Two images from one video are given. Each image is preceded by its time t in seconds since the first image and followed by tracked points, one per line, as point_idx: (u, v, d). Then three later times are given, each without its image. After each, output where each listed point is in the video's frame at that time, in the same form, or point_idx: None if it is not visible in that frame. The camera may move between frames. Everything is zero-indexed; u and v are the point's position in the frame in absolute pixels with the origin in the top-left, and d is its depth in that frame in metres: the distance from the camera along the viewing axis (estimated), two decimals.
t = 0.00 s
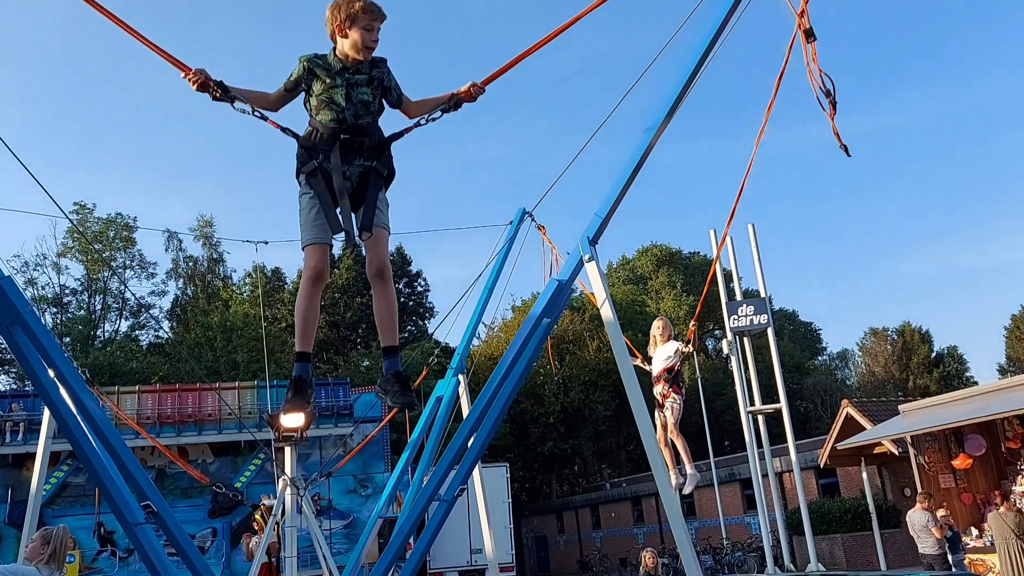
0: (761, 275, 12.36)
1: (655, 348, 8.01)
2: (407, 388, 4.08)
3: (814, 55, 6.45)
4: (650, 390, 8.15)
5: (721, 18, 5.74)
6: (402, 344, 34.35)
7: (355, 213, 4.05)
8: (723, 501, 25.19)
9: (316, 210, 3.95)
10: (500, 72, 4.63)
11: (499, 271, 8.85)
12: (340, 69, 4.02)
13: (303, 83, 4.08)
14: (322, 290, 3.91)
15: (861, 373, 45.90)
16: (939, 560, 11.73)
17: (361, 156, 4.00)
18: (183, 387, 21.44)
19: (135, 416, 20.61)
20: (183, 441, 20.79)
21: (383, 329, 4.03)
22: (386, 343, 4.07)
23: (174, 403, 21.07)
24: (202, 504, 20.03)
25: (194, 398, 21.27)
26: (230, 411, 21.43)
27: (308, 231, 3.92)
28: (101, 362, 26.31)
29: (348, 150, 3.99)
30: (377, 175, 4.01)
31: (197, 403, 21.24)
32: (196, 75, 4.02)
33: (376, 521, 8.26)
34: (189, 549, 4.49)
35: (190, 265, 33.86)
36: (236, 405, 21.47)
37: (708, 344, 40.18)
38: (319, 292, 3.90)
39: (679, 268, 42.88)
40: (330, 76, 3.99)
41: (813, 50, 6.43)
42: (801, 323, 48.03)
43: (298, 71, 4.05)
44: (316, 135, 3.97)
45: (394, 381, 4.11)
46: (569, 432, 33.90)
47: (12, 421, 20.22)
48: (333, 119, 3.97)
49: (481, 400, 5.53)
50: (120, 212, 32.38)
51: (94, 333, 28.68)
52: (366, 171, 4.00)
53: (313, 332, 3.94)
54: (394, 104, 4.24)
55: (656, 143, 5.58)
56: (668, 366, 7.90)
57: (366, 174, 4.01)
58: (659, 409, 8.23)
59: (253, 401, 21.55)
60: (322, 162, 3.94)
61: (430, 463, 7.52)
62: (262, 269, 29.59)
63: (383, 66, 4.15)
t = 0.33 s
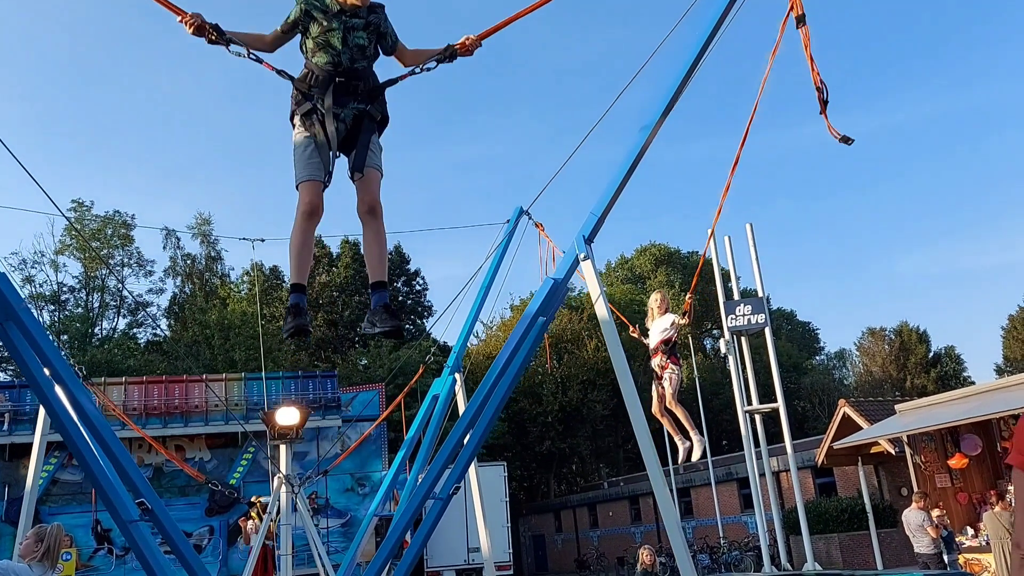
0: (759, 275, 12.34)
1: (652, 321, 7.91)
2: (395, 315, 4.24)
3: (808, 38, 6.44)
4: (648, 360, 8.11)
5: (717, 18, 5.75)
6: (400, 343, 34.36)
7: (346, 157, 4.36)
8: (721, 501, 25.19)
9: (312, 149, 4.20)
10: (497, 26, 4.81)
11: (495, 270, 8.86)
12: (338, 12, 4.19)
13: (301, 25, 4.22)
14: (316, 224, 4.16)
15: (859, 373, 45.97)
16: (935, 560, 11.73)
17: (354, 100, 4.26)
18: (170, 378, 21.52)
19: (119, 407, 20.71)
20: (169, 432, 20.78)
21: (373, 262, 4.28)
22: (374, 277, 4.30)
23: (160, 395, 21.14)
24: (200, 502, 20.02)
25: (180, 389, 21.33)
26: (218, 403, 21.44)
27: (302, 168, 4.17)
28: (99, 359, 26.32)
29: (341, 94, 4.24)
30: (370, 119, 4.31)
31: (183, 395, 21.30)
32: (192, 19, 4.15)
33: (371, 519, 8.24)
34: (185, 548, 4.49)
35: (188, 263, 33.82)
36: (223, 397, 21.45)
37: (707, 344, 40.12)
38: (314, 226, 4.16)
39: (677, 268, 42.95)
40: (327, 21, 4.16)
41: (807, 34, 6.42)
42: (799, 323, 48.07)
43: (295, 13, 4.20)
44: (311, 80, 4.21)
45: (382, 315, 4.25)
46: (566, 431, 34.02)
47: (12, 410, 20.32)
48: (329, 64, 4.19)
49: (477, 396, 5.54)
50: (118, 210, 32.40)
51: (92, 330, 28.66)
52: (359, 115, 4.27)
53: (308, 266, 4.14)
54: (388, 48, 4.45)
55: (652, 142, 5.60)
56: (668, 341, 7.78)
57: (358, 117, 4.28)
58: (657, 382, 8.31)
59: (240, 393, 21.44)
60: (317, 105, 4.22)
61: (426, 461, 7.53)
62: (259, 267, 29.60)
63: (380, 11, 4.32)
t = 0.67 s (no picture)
0: (756, 276, 12.36)
1: (650, 298, 7.79)
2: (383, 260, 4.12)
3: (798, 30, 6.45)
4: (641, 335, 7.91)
5: (712, 17, 5.76)
6: (397, 341, 34.38)
7: (339, 112, 4.29)
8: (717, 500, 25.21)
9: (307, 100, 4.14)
10: None
11: (492, 269, 8.85)
12: None
13: None
14: (311, 171, 4.15)
15: (856, 373, 46.03)
16: (930, 560, 11.75)
17: (349, 54, 4.20)
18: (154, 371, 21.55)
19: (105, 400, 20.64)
20: (152, 425, 20.76)
21: (363, 209, 4.18)
22: (364, 224, 4.16)
23: (145, 387, 21.13)
24: (194, 500, 19.91)
25: (165, 382, 21.36)
26: (202, 396, 21.48)
27: (297, 119, 4.17)
28: (95, 357, 26.30)
29: (336, 47, 4.18)
30: (364, 74, 4.24)
31: (168, 387, 21.32)
32: None
33: (365, 517, 8.24)
34: (178, 545, 4.47)
35: (185, 261, 33.78)
36: (207, 390, 21.51)
37: (704, 343, 40.18)
38: (308, 174, 4.14)
39: (675, 267, 43.02)
40: None
41: (798, 29, 6.43)
42: (797, 323, 48.13)
43: None
44: (306, 31, 4.13)
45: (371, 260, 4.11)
46: (564, 429, 34.09)
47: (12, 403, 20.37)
48: (325, 15, 4.11)
49: (473, 394, 5.54)
50: (115, 207, 32.40)
51: (88, 328, 28.64)
52: (353, 69, 4.22)
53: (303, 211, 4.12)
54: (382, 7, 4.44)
55: (648, 140, 5.60)
56: (658, 317, 7.57)
57: (353, 72, 4.22)
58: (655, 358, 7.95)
59: (225, 386, 21.47)
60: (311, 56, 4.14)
61: (420, 460, 7.51)
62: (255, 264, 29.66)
63: None
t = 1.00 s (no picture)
0: (755, 274, 12.34)
1: (650, 281, 7.69)
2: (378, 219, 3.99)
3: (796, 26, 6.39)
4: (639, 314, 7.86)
5: (708, 17, 5.75)
6: (395, 337, 34.36)
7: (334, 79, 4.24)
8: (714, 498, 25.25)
9: (305, 63, 4.10)
10: None
11: (489, 267, 8.85)
12: None
13: None
14: (308, 133, 4.06)
15: (854, 371, 46.10)
16: (925, 558, 11.76)
17: (346, 20, 4.20)
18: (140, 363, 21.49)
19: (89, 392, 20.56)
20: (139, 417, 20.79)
21: (357, 170, 4.06)
22: (357, 184, 4.04)
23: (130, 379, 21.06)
24: (192, 495, 19.94)
25: (150, 374, 21.28)
26: (187, 389, 21.40)
27: (292, 80, 4.08)
28: (93, 352, 26.30)
29: (333, 13, 4.19)
30: (360, 40, 4.22)
31: (153, 380, 21.22)
32: None
33: (362, 513, 8.23)
34: (174, 540, 4.47)
35: (183, 256, 33.76)
36: (193, 383, 21.46)
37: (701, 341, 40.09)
38: (305, 136, 4.05)
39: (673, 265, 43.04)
40: None
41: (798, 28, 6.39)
42: (795, 321, 48.20)
43: None
44: None
45: (365, 217, 3.94)
46: (562, 426, 34.06)
47: (10, 395, 20.41)
48: None
49: (470, 389, 5.53)
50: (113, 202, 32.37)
51: (86, 323, 28.61)
52: (350, 35, 4.19)
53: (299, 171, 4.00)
54: None
55: (645, 138, 5.60)
56: (657, 301, 7.49)
57: (349, 37, 4.20)
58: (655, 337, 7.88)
59: (210, 378, 21.45)
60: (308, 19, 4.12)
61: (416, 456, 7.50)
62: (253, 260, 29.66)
63: None
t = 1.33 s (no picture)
0: (754, 274, 12.34)
1: (650, 271, 7.75)
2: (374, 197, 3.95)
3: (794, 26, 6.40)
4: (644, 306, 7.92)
5: (707, 16, 5.75)
6: (394, 334, 34.33)
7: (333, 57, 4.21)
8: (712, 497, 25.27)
9: (303, 40, 4.08)
10: None
11: (487, 265, 8.85)
12: None
13: None
14: (306, 111, 4.06)
15: (852, 371, 46.15)
16: (921, 558, 11.77)
17: None
18: (126, 358, 21.36)
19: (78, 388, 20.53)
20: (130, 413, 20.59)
21: (354, 149, 4.04)
22: (354, 164, 4.01)
23: (116, 374, 20.97)
24: (190, 491, 19.96)
25: (135, 369, 21.14)
26: (173, 385, 21.24)
27: (292, 57, 4.06)
28: (92, 347, 26.26)
29: None
30: (359, 18, 4.21)
31: (138, 375, 21.06)
32: None
33: (359, 511, 8.22)
34: (170, 536, 4.48)
35: (183, 253, 33.77)
36: (179, 378, 21.36)
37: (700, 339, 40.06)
38: (303, 114, 4.05)
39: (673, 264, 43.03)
40: None
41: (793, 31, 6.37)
42: (794, 321, 48.25)
43: None
44: None
45: (362, 198, 3.94)
46: (560, 425, 34.09)
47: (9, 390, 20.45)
48: None
49: (467, 387, 5.55)
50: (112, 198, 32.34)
51: (84, 319, 28.58)
52: (349, 14, 4.19)
53: (296, 149, 3.99)
54: None
55: (643, 137, 5.60)
56: (658, 291, 7.54)
57: (347, 17, 4.19)
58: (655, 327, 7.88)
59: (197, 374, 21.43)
60: None
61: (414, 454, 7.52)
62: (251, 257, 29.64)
63: None
